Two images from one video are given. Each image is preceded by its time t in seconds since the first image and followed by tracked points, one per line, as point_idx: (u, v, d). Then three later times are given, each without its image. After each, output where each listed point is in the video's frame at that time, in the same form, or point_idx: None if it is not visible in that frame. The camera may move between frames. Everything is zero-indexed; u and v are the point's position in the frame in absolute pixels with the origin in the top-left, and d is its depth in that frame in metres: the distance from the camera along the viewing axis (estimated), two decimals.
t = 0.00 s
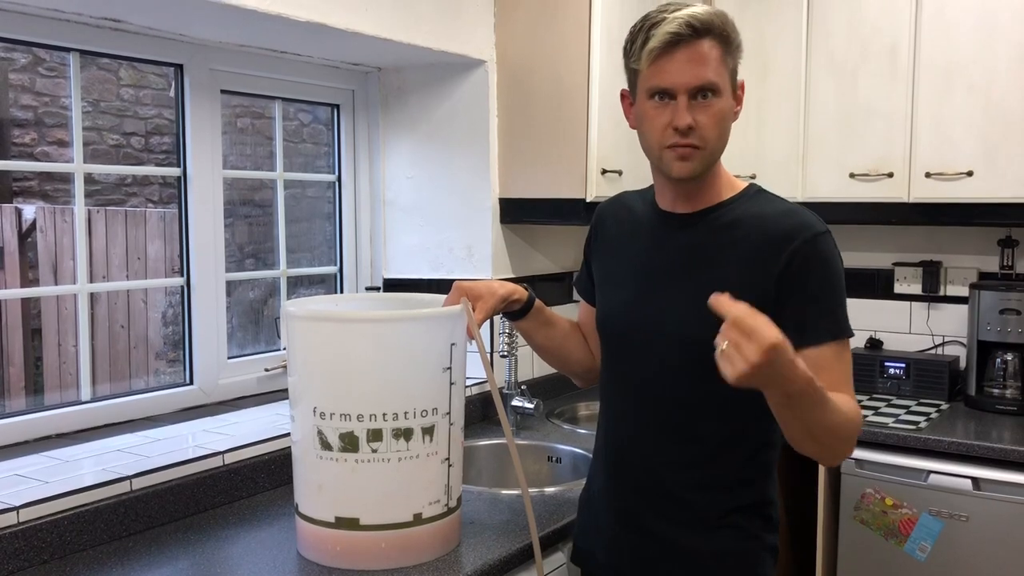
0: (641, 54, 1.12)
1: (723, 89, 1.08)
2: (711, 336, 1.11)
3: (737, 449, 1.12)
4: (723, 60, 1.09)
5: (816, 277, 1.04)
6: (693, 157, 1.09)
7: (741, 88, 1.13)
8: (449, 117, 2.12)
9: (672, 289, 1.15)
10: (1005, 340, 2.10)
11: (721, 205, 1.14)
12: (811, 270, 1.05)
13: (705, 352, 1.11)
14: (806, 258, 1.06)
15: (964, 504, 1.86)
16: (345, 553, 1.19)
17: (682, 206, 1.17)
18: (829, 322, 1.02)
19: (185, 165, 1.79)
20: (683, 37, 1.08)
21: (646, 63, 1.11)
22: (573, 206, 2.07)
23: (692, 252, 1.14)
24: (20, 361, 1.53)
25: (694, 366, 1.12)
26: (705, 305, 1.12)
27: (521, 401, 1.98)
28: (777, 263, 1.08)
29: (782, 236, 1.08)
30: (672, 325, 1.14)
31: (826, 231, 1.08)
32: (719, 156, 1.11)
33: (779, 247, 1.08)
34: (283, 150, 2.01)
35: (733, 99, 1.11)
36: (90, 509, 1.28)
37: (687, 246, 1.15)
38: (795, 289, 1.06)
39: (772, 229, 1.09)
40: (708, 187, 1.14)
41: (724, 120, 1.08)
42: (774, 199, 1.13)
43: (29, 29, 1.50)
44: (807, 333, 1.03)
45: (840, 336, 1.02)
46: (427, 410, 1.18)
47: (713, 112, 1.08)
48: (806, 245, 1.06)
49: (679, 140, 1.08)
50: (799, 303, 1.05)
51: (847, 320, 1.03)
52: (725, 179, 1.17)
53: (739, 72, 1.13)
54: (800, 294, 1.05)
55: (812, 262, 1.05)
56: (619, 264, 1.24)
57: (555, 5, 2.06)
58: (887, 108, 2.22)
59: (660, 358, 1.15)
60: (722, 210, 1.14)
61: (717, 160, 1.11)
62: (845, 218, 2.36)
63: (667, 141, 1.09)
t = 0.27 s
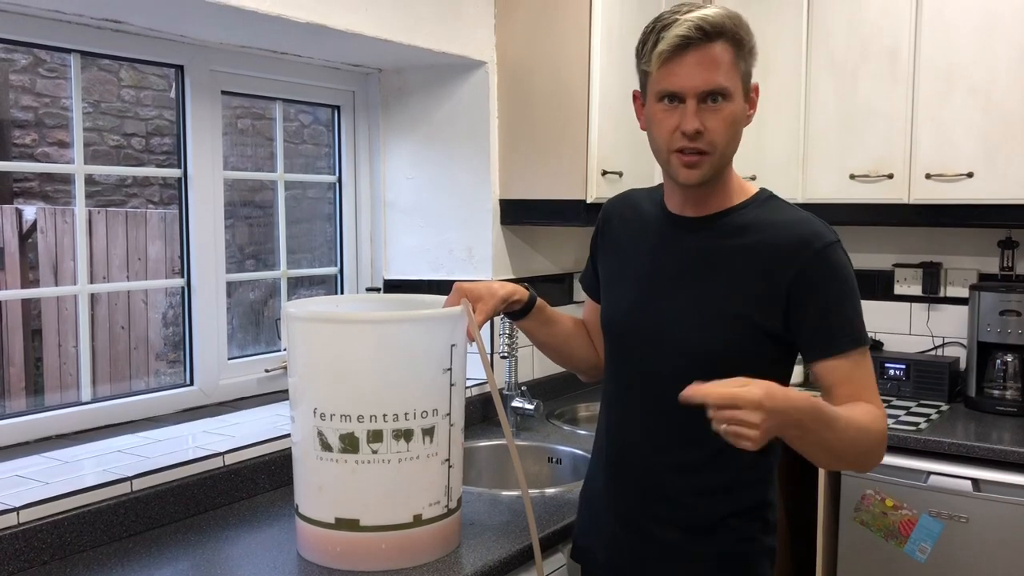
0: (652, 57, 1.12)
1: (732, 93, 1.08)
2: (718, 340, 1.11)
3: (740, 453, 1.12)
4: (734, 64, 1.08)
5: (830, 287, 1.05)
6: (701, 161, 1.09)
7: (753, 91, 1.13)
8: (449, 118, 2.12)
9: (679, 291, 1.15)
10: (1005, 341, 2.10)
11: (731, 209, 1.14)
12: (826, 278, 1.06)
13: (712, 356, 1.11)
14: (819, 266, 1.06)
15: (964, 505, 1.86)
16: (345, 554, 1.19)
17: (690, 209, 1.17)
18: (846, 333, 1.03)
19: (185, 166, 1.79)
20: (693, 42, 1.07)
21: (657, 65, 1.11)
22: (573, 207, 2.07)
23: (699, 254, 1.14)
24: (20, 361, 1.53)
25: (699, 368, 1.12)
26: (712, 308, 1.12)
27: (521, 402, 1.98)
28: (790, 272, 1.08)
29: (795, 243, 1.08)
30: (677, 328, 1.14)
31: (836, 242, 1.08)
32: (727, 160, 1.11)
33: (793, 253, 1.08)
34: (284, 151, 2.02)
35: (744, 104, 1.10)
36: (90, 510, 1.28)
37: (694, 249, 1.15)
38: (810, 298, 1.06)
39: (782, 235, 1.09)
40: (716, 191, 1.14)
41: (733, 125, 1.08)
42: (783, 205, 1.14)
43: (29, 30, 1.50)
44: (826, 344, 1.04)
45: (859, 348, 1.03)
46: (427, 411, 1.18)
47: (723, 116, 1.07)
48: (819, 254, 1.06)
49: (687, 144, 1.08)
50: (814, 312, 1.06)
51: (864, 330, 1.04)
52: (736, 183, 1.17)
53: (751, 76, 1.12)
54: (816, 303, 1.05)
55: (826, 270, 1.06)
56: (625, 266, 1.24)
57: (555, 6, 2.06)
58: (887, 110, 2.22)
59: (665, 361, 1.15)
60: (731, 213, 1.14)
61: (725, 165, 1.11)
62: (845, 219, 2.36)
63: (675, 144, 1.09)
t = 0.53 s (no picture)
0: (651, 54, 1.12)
1: (722, 97, 1.07)
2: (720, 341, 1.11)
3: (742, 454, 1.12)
4: (727, 67, 1.06)
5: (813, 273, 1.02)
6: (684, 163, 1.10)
7: (755, 95, 1.10)
8: (449, 119, 2.12)
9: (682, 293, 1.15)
10: (1005, 342, 2.10)
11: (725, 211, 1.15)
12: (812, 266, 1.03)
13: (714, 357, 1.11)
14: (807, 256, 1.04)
15: (964, 507, 1.86)
16: (345, 555, 1.19)
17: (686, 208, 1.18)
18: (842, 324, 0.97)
19: (186, 167, 1.79)
20: (685, 40, 1.07)
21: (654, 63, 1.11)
22: (573, 208, 2.07)
23: (702, 255, 1.15)
24: (20, 362, 1.53)
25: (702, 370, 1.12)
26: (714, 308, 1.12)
27: (522, 403, 1.98)
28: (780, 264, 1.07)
29: (791, 239, 1.07)
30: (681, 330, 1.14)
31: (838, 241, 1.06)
32: (714, 163, 1.11)
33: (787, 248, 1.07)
34: (284, 151, 2.02)
35: (739, 106, 1.08)
36: (90, 511, 1.28)
37: (698, 251, 1.15)
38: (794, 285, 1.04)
39: (782, 234, 1.09)
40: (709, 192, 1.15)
41: (718, 130, 1.08)
42: (786, 205, 1.14)
43: (29, 31, 1.50)
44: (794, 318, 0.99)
45: (837, 321, 0.95)
46: (427, 412, 1.18)
47: (707, 121, 1.07)
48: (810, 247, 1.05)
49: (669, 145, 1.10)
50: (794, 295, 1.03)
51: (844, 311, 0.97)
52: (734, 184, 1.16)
53: (754, 79, 1.09)
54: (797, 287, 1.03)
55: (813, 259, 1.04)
56: (628, 266, 1.24)
57: (555, 7, 2.06)
58: (887, 111, 2.23)
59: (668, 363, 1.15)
60: (734, 212, 1.14)
61: (711, 167, 1.11)
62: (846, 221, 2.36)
63: (659, 144, 1.10)
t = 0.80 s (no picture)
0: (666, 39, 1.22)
1: (715, 71, 1.12)
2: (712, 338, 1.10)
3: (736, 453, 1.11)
4: (727, 49, 1.13)
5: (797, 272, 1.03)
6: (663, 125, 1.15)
7: (755, 86, 1.14)
8: (449, 120, 2.12)
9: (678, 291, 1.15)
10: (1005, 343, 2.10)
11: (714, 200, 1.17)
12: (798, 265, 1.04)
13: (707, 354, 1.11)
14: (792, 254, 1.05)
15: (964, 508, 1.86)
16: (343, 555, 1.19)
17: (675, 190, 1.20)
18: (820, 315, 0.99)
19: (185, 168, 1.79)
20: (694, 19, 1.17)
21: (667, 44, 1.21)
22: (573, 208, 2.07)
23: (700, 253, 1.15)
24: (20, 363, 1.53)
25: (695, 368, 1.11)
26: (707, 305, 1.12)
27: (522, 404, 1.98)
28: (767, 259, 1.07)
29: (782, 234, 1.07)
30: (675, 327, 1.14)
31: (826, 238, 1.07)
32: (700, 137, 1.14)
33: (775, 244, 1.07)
34: (284, 152, 2.01)
35: (730, 85, 1.13)
36: (90, 512, 1.28)
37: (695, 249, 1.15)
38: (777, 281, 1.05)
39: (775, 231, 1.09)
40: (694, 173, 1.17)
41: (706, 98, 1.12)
42: (785, 202, 1.13)
43: (29, 31, 1.50)
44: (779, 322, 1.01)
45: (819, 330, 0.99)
46: (426, 413, 1.18)
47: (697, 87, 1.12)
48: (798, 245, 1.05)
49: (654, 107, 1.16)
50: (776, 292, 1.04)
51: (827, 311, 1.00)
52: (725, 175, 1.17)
53: (757, 70, 1.14)
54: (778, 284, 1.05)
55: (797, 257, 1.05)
56: (632, 266, 1.25)
57: (556, 8, 2.06)
58: (888, 112, 2.23)
59: (662, 360, 1.15)
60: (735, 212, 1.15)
61: (689, 136, 1.13)
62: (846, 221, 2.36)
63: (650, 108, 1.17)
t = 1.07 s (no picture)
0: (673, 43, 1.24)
1: (730, 72, 1.15)
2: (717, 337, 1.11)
3: (738, 454, 1.11)
4: (739, 51, 1.16)
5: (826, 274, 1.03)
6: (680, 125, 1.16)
7: (763, 89, 1.17)
8: (449, 121, 2.12)
9: (681, 290, 1.15)
10: (1005, 344, 2.10)
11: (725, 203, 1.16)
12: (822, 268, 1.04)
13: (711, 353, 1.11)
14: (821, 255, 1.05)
15: (963, 508, 1.86)
16: (343, 556, 1.19)
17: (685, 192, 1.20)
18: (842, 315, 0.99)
19: (185, 168, 1.79)
20: (705, 21, 1.19)
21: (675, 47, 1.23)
22: (573, 209, 2.07)
23: (703, 253, 1.15)
24: (19, 363, 1.53)
25: (698, 368, 1.12)
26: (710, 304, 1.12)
27: (521, 405, 1.98)
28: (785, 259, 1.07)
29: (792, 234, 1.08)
30: (679, 326, 1.14)
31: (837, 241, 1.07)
32: (716, 137, 1.15)
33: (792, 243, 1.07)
34: (283, 152, 2.01)
35: (744, 87, 1.15)
36: (89, 512, 1.28)
37: (698, 250, 1.16)
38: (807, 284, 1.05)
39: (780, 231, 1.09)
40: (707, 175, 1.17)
41: (723, 98, 1.14)
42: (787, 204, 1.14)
43: (29, 32, 1.50)
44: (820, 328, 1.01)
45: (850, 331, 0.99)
46: (426, 414, 1.18)
47: (713, 87, 1.14)
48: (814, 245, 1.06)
49: (671, 107, 1.16)
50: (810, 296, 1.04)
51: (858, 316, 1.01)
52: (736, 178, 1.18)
53: (765, 73, 1.18)
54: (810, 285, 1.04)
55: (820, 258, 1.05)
56: (634, 268, 1.25)
57: (556, 8, 2.06)
58: (887, 113, 2.23)
59: (665, 358, 1.15)
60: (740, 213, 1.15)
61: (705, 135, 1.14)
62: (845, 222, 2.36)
63: (665, 108, 1.17)
